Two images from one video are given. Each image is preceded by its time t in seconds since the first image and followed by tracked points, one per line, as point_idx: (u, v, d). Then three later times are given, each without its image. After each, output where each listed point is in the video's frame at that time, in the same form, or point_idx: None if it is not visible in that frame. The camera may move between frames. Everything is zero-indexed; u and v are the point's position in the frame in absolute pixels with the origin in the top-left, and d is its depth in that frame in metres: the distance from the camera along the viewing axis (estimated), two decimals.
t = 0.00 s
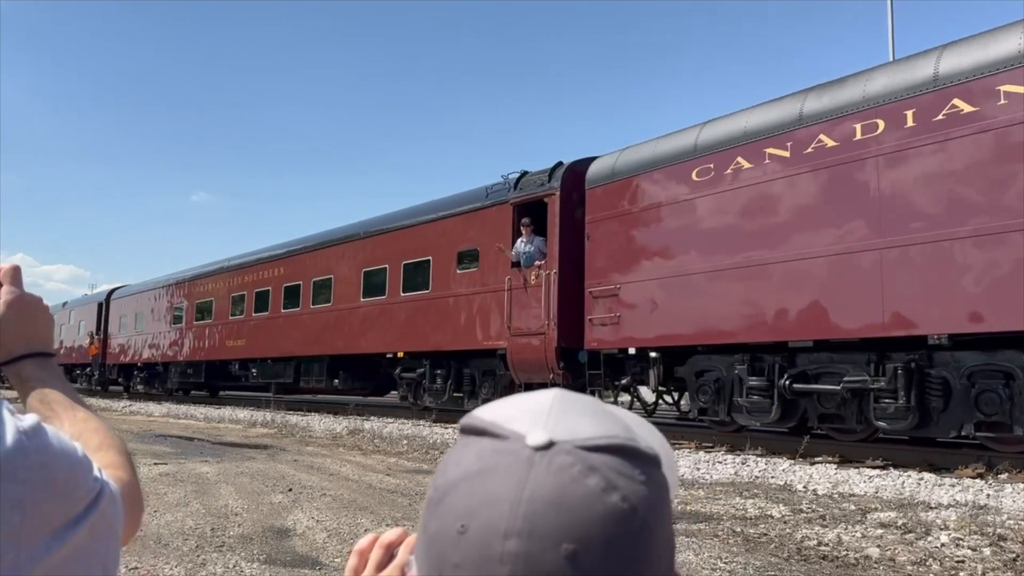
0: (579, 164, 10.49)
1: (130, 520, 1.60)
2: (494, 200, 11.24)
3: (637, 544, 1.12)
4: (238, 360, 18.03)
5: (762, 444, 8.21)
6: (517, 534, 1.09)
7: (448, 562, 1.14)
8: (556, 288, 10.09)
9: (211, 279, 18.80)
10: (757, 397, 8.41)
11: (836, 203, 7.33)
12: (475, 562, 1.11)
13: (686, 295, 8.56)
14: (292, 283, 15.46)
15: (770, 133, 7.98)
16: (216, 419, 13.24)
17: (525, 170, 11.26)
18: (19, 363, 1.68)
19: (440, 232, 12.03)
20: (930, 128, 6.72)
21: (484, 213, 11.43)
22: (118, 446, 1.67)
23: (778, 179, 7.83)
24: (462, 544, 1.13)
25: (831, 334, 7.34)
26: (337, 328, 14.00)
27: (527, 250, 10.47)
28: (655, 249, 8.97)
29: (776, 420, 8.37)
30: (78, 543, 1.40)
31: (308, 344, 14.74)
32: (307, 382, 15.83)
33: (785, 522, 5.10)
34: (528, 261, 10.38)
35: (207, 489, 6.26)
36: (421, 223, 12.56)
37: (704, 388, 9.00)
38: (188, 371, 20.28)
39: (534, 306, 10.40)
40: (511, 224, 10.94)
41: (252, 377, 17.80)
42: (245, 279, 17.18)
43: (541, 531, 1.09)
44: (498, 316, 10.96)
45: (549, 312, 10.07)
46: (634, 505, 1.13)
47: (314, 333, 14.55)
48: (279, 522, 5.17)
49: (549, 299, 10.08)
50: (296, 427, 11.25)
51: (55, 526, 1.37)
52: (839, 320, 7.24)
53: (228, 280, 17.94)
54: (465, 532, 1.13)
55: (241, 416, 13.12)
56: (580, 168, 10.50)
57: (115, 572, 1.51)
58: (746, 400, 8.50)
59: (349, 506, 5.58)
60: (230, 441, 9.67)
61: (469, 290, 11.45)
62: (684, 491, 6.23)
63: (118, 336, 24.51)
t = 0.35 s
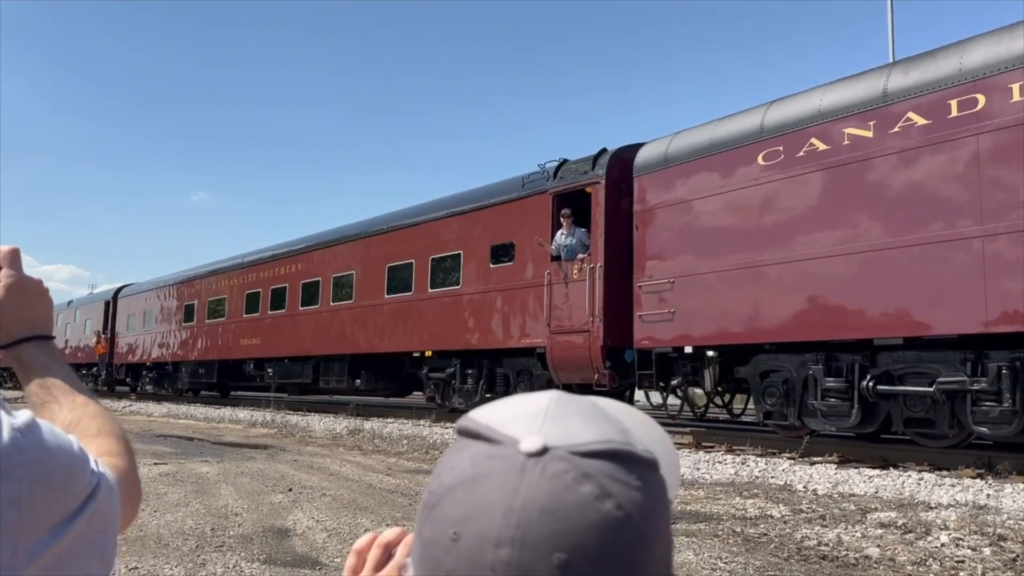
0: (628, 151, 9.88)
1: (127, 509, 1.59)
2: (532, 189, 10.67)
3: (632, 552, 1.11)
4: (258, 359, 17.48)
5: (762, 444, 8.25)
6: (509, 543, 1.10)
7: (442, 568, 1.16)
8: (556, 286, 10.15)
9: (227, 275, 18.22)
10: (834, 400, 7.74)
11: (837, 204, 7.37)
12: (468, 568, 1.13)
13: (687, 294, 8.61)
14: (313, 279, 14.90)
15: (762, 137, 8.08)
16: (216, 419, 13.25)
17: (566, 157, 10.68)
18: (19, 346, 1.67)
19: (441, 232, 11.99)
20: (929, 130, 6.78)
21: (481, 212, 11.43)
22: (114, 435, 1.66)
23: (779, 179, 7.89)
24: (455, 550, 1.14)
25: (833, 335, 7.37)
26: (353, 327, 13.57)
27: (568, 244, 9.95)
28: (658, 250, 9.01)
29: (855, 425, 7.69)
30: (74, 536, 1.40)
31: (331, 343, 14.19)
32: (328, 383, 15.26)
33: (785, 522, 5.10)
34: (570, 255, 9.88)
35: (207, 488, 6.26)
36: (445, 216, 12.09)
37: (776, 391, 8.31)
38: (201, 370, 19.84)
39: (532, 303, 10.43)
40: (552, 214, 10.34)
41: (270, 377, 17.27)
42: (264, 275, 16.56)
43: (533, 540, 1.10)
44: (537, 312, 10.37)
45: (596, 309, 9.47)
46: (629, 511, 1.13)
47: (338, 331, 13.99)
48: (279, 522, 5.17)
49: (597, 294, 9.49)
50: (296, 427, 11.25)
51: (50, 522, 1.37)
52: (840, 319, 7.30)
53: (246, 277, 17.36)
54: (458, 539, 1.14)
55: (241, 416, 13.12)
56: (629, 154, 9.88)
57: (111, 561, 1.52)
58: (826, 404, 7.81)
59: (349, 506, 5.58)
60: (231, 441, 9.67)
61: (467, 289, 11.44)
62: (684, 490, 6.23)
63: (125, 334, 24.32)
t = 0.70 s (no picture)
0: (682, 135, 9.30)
1: (127, 501, 1.59)
2: (577, 176, 10.09)
3: (628, 548, 1.11)
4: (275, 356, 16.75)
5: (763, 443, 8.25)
6: (505, 538, 1.10)
7: (439, 566, 1.15)
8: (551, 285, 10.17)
9: (240, 271, 17.56)
10: (933, 403, 7.11)
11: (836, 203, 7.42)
12: (464, 566, 1.12)
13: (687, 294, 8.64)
14: (335, 274, 14.24)
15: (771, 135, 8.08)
16: (216, 419, 13.24)
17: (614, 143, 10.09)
18: (19, 334, 1.66)
19: (440, 232, 12.00)
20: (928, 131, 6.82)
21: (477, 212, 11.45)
22: (115, 426, 1.65)
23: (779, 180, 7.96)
24: (452, 547, 1.14)
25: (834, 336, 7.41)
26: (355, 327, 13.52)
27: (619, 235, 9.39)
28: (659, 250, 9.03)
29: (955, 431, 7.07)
30: (74, 534, 1.40)
31: (355, 341, 13.50)
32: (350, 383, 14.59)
33: (785, 522, 5.09)
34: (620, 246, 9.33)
35: (207, 488, 6.26)
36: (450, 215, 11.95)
37: (861, 393, 7.70)
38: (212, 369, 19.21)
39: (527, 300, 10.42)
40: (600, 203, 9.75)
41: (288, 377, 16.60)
42: (282, 270, 15.85)
43: (530, 536, 1.09)
44: (583, 308, 9.77)
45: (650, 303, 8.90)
46: (624, 507, 1.13)
47: (363, 328, 13.33)
48: (279, 522, 5.17)
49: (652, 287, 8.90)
50: (296, 427, 11.24)
51: (51, 520, 1.37)
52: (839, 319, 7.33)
53: (260, 273, 16.67)
54: (454, 537, 1.14)
55: (241, 416, 13.11)
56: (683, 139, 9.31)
57: (113, 556, 1.52)
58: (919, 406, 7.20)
59: (349, 506, 5.58)
60: (231, 441, 9.67)
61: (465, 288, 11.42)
62: (684, 491, 6.23)
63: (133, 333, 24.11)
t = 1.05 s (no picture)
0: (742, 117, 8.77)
1: (127, 499, 1.59)
2: (625, 164, 9.51)
3: (623, 548, 1.11)
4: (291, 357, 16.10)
5: (763, 445, 8.26)
6: (498, 539, 1.10)
7: (434, 566, 1.16)
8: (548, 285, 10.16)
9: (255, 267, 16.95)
10: None
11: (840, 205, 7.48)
12: (459, 565, 1.13)
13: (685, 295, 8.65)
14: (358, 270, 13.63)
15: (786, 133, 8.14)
16: (216, 419, 13.24)
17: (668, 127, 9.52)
18: (18, 330, 1.65)
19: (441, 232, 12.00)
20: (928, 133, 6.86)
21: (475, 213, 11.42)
22: (115, 424, 1.65)
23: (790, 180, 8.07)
24: (446, 548, 1.14)
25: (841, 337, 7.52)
26: (362, 326, 13.34)
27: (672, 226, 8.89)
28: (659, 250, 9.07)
29: None
30: (74, 533, 1.40)
31: (379, 340, 12.85)
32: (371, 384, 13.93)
33: (785, 522, 5.09)
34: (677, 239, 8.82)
35: (207, 488, 6.27)
36: (450, 215, 11.81)
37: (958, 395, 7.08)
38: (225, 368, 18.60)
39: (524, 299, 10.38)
40: (652, 191, 9.17)
41: (305, 378, 15.96)
42: (303, 267, 15.29)
43: (522, 535, 1.10)
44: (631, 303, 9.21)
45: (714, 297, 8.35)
46: (619, 507, 1.12)
47: (387, 326, 12.68)
48: (279, 522, 5.17)
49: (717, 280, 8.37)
50: (296, 427, 11.25)
51: (51, 520, 1.37)
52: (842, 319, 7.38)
53: (278, 270, 16.07)
54: (449, 537, 1.14)
55: (241, 416, 13.11)
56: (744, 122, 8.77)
57: (113, 555, 1.52)
58: None
59: (349, 506, 5.58)
60: (230, 441, 9.67)
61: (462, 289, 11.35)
62: (684, 491, 6.23)
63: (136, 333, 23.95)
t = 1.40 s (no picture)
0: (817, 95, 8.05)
1: (126, 499, 1.59)
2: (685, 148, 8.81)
3: (590, 560, 1.11)
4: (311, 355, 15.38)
5: (763, 445, 8.26)
6: (465, 551, 1.12)
7: None
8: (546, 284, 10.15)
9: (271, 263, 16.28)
10: None
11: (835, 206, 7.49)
12: None
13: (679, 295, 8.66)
14: (383, 265, 13.01)
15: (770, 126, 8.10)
16: (216, 419, 13.24)
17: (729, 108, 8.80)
18: (20, 330, 1.65)
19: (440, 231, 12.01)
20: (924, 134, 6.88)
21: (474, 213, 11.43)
22: (115, 423, 1.65)
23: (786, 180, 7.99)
24: (420, 558, 1.17)
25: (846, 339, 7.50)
26: (361, 326, 13.32)
27: (740, 215, 8.11)
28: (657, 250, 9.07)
29: None
30: (74, 533, 1.41)
31: (409, 338, 12.20)
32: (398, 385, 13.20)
33: (785, 522, 5.09)
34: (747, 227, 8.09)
35: (207, 488, 6.26)
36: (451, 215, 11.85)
37: None
38: (240, 368, 18.00)
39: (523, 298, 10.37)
40: (715, 177, 8.50)
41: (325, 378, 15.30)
42: (322, 262, 14.60)
43: (487, 547, 1.11)
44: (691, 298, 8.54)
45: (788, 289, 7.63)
46: (587, 518, 1.12)
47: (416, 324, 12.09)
48: (279, 522, 5.17)
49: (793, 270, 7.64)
50: (296, 427, 11.25)
51: (51, 519, 1.37)
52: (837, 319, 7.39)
53: (296, 267, 15.41)
54: (422, 548, 1.17)
55: (241, 416, 13.11)
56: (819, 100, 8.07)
57: (113, 554, 1.52)
58: None
59: (349, 506, 5.58)
60: (230, 441, 9.67)
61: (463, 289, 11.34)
62: (684, 491, 6.23)
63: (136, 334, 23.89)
